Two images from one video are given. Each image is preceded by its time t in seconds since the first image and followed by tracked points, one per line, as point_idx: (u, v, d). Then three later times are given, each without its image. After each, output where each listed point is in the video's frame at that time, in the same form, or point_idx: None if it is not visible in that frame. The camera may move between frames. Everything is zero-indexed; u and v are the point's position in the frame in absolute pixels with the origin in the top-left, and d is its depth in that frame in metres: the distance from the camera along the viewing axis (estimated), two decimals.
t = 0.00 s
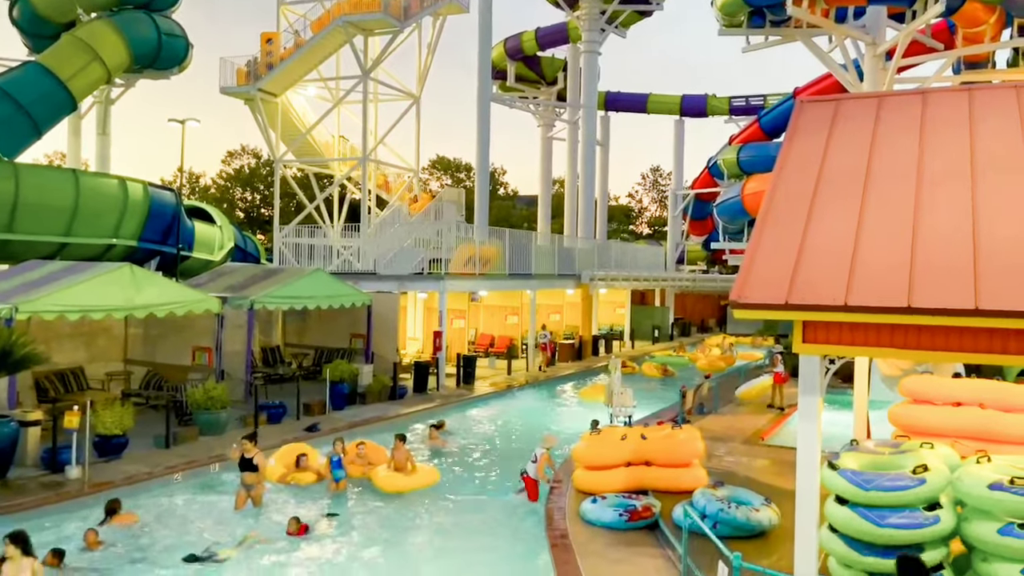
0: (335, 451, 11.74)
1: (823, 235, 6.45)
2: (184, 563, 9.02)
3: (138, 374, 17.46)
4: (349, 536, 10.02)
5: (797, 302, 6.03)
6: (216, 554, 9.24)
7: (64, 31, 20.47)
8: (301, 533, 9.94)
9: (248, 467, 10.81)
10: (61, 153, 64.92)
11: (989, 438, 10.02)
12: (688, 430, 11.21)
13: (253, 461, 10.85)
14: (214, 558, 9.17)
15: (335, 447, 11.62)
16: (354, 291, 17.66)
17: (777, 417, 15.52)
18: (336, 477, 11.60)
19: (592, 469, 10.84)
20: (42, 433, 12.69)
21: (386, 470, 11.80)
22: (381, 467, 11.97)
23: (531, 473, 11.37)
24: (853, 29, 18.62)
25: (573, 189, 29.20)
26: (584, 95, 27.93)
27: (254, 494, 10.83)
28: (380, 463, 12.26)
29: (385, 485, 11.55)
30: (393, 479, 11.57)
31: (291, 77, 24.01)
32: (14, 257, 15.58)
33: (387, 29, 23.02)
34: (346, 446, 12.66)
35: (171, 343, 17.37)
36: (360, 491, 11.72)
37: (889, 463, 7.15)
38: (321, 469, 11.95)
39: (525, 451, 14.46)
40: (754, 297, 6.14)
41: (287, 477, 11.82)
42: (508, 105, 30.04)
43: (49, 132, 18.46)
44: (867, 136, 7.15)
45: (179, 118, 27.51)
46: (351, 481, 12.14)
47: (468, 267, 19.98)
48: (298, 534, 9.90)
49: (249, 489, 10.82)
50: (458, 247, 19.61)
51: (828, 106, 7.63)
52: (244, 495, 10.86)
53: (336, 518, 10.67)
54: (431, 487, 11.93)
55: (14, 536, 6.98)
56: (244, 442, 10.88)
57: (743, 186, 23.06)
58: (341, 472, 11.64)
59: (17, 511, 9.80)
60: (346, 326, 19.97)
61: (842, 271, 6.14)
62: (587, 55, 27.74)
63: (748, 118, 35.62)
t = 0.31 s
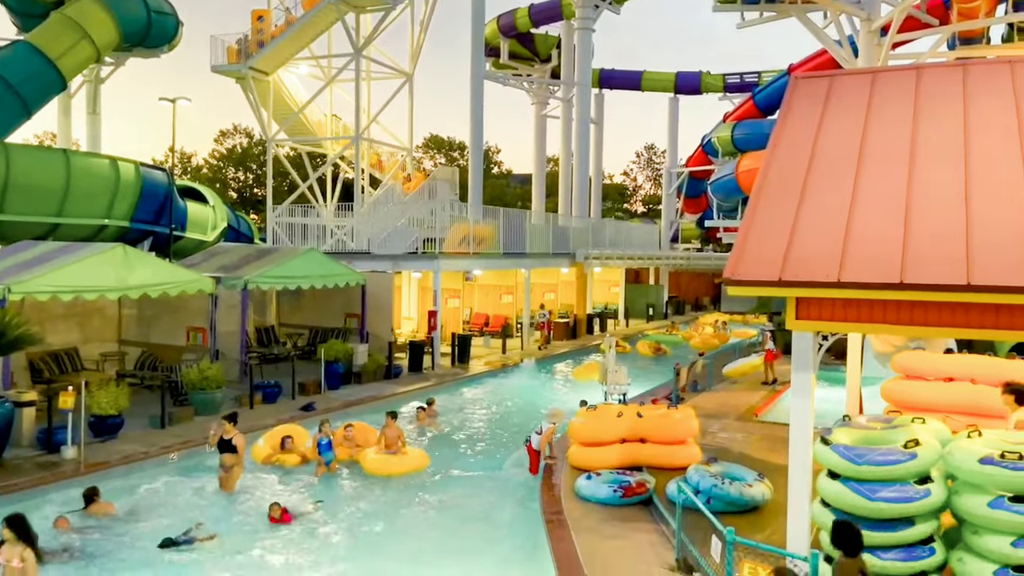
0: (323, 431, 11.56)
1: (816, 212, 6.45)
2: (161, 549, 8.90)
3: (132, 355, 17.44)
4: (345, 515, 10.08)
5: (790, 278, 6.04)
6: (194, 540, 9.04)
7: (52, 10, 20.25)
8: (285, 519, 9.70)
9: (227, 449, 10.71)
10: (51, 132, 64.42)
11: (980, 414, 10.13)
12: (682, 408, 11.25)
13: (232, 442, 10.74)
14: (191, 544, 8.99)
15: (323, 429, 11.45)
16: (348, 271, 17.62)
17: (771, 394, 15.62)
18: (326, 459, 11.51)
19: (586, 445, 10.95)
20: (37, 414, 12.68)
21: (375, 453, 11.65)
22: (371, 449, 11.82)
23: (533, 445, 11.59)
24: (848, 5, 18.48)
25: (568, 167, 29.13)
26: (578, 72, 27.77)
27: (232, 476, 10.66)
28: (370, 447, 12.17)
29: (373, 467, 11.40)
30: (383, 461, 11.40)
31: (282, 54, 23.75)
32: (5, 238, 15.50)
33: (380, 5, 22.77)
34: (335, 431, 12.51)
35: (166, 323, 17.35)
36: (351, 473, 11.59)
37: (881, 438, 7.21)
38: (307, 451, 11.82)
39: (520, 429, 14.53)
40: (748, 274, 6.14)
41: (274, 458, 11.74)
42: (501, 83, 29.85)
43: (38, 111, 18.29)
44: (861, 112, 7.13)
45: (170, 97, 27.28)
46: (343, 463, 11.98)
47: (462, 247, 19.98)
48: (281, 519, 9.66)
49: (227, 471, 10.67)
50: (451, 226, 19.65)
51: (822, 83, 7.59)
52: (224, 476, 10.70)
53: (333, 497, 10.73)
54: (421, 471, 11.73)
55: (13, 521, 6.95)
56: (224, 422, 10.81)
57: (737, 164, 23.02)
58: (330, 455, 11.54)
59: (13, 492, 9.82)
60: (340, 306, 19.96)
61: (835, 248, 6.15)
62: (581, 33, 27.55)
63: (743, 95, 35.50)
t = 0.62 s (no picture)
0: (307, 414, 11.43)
1: (810, 190, 6.45)
2: (135, 537, 8.74)
3: (127, 337, 17.40)
4: (340, 496, 10.13)
5: (784, 257, 6.05)
6: (172, 527, 8.86)
7: None
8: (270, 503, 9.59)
9: (207, 435, 10.49)
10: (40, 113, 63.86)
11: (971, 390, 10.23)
12: (676, 386, 11.27)
13: (213, 429, 10.50)
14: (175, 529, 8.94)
15: (308, 410, 11.28)
16: (342, 251, 17.58)
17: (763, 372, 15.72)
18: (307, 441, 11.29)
19: (581, 424, 11.03)
20: (31, 396, 12.66)
21: (362, 436, 11.60)
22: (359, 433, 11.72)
23: (531, 423, 11.73)
24: None
25: (561, 146, 29.03)
26: (571, 50, 27.61)
27: (211, 464, 10.46)
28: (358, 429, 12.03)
29: (361, 451, 11.34)
30: (371, 445, 11.37)
31: (274, 33, 23.50)
32: None
33: None
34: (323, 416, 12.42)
35: (160, 305, 17.31)
36: (335, 459, 11.46)
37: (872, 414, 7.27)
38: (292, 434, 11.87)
39: (514, 409, 14.60)
40: (742, 252, 6.15)
41: (260, 440, 11.75)
42: (494, 61, 29.66)
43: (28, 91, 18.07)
44: (856, 90, 7.11)
45: (160, 77, 27.06)
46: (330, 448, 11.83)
47: (455, 227, 19.87)
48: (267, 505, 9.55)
49: (206, 459, 10.47)
50: (445, 206, 19.62)
51: (816, 60, 7.56)
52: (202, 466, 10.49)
53: (330, 476, 10.81)
54: (410, 453, 11.71)
55: None
56: (203, 408, 10.45)
57: (731, 142, 22.97)
58: (313, 436, 11.32)
59: (8, 475, 9.82)
60: (334, 287, 19.95)
61: (829, 225, 6.15)
62: (574, 10, 27.36)
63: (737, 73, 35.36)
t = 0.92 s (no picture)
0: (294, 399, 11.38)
1: (804, 169, 6.45)
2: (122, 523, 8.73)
3: (120, 319, 17.36)
4: (336, 478, 10.18)
5: (777, 236, 6.05)
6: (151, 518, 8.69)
7: None
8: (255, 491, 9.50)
9: (186, 422, 10.33)
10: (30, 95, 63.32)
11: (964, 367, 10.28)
12: (669, 366, 11.34)
13: (192, 416, 10.33)
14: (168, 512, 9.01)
15: (295, 395, 11.23)
16: (336, 234, 17.54)
17: (758, 351, 15.78)
18: (294, 426, 11.28)
19: (575, 405, 11.00)
20: (25, 379, 12.66)
21: (347, 422, 11.42)
22: (344, 418, 11.58)
23: (528, 401, 11.83)
24: None
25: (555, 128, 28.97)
26: (565, 30, 27.44)
27: (191, 451, 10.40)
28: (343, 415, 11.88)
29: (343, 438, 11.20)
30: (353, 432, 11.22)
31: (264, 14, 23.31)
32: None
33: None
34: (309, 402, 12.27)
35: (153, 288, 17.29)
36: (319, 445, 11.34)
37: (865, 393, 7.32)
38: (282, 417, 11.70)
39: (508, 391, 14.66)
40: (735, 232, 6.15)
41: (249, 425, 11.57)
42: (487, 41, 29.46)
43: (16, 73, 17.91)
44: (849, 68, 7.09)
45: (151, 58, 26.83)
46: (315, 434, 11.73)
47: (449, 208, 19.91)
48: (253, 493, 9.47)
49: (185, 446, 10.40)
50: (438, 188, 19.61)
51: (811, 39, 7.52)
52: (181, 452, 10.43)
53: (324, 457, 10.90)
54: (394, 439, 11.58)
55: None
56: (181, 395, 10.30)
57: (725, 123, 22.92)
58: (302, 421, 11.30)
59: (3, 457, 9.86)
60: (327, 270, 19.91)
61: (822, 204, 6.15)
62: None
63: (731, 53, 35.21)
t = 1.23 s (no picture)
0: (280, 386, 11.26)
1: (796, 150, 6.43)
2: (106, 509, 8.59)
3: (111, 303, 17.31)
4: (330, 460, 10.21)
5: (769, 217, 6.04)
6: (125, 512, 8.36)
7: None
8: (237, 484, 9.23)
9: (156, 413, 9.99)
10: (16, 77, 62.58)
11: (954, 348, 10.33)
12: (661, 347, 11.37)
13: (162, 407, 10.00)
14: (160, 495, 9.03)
15: (280, 383, 11.10)
16: (328, 216, 17.46)
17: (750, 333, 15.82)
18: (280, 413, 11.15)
19: (568, 386, 11.07)
20: (16, 363, 12.62)
21: (332, 407, 11.27)
22: (329, 403, 11.45)
23: (521, 379, 11.90)
24: None
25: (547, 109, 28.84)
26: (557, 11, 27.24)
27: (160, 441, 10.11)
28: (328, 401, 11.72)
29: (327, 423, 11.10)
30: (338, 418, 11.10)
31: None
32: None
33: None
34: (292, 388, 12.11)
35: (144, 271, 17.14)
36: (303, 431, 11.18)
37: (854, 373, 7.35)
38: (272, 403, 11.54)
39: (500, 373, 14.69)
40: (727, 214, 6.13)
41: (242, 414, 11.33)
42: (479, 22, 29.22)
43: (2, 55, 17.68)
44: (841, 49, 7.06)
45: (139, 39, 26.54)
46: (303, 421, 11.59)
47: (441, 190, 19.82)
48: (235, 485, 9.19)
49: (156, 435, 10.09)
50: (430, 169, 19.44)
51: (803, 20, 7.49)
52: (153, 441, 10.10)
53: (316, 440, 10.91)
54: (380, 426, 11.43)
55: None
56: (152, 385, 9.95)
57: (717, 104, 22.84)
58: (287, 408, 11.19)
59: None
60: (319, 253, 19.82)
61: (814, 185, 6.14)
62: None
63: (724, 34, 35.05)
